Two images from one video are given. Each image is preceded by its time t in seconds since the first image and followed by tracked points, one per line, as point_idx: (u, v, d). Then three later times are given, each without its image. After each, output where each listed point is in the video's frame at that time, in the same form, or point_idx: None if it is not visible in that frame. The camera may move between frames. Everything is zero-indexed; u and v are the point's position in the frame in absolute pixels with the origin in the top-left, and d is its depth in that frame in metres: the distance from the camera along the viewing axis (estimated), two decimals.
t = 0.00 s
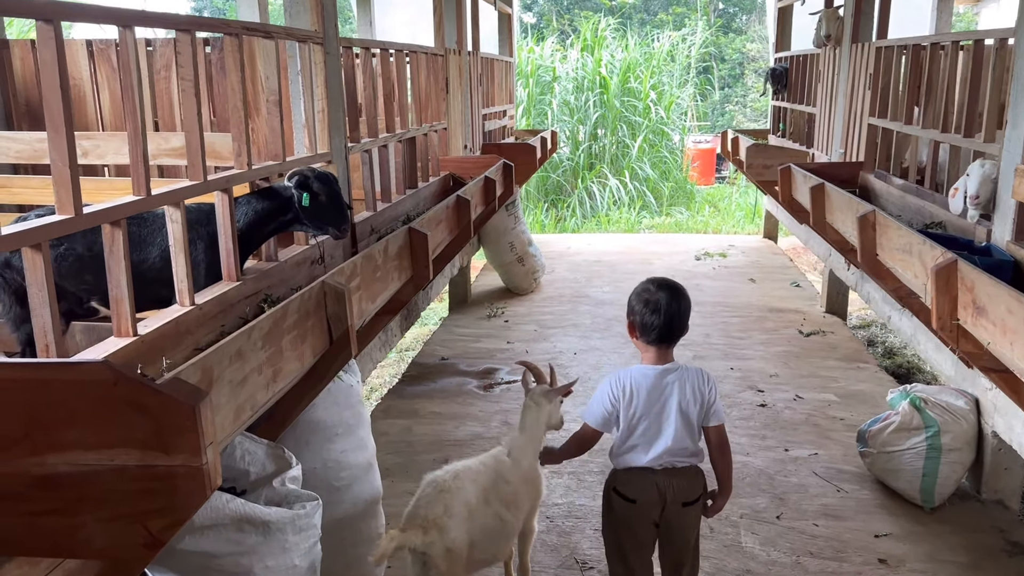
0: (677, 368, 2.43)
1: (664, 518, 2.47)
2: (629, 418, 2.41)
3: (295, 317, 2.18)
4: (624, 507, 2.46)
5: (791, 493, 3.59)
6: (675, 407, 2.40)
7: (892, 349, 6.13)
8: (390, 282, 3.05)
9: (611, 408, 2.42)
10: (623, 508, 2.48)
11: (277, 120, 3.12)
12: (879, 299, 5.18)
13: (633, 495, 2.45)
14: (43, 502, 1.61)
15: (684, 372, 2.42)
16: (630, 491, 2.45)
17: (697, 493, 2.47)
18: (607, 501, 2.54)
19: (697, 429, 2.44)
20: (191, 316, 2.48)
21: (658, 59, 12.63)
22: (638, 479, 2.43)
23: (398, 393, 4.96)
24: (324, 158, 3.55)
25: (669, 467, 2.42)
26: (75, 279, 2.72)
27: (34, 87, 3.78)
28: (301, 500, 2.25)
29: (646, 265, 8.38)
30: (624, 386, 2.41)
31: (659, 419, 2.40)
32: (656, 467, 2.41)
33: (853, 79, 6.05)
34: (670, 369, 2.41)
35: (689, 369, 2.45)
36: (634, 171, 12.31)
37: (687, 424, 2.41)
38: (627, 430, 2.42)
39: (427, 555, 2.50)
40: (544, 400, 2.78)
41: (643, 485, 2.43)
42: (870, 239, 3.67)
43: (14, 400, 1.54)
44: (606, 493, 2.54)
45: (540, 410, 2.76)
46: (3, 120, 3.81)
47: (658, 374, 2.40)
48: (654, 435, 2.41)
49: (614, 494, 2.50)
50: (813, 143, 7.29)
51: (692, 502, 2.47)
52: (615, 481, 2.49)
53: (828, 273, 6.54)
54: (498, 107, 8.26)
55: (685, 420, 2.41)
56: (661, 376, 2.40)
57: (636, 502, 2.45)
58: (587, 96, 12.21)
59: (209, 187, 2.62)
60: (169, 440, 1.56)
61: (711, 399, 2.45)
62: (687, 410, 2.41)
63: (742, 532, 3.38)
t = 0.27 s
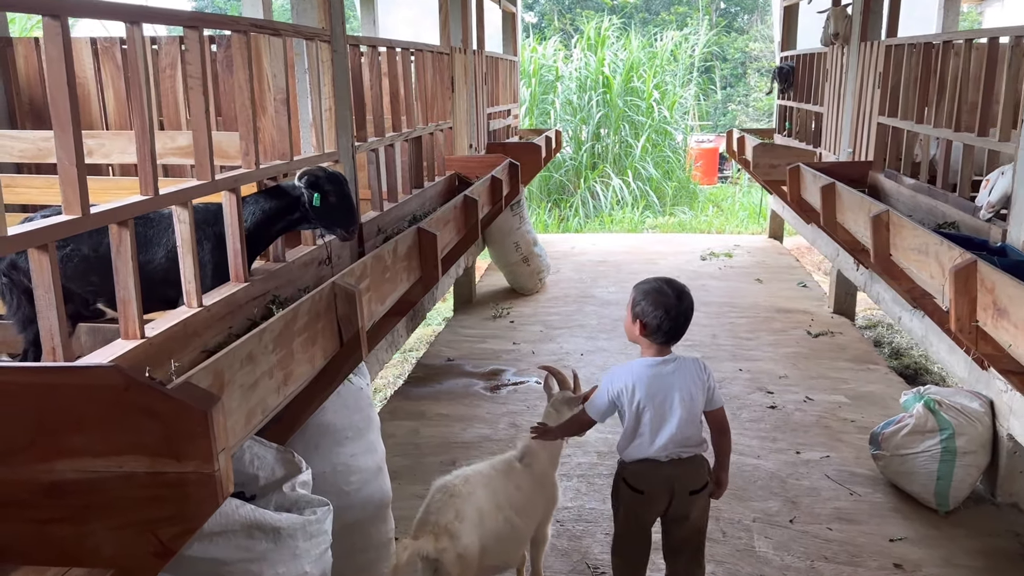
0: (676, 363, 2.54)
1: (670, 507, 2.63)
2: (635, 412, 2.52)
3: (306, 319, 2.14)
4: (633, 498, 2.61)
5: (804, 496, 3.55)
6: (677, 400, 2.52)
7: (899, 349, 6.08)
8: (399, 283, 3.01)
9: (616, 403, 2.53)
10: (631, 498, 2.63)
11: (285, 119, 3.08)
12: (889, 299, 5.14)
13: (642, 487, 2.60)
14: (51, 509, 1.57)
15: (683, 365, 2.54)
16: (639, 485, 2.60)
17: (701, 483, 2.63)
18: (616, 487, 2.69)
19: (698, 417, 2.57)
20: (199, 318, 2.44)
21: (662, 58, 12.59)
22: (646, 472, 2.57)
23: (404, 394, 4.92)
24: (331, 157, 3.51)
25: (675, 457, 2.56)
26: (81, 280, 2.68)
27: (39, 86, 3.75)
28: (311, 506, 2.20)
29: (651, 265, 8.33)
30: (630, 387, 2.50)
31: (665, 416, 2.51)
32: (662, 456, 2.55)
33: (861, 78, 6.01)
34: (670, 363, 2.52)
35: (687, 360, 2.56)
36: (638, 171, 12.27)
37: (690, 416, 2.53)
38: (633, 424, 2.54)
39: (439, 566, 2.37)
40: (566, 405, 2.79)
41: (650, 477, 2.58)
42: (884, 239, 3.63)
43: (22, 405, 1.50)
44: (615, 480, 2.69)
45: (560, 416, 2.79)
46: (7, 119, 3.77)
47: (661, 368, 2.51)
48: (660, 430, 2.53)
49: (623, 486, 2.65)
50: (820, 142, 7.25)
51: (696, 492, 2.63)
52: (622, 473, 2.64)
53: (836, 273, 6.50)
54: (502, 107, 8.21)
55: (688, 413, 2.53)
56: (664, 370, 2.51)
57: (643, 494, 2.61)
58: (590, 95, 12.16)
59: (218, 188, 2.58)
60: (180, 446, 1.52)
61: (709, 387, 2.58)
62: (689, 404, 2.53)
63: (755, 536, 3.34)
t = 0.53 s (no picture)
0: (671, 356, 2.57)
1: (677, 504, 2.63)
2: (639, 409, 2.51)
3: (307, 323, 2.10)
4: (643, 498, 2.59)
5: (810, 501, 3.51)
6: (679, 393, 2.52)
7: (904, 351, 6.04)
8: (400, 286, 2.98)
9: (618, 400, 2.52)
10: (641, 499, 2.60)
11: (285, 120, 3.05)
12: (894, 301, 5.10)
13: (651, 486, 2.58)
14: (45, 520, 1.54)
15: (678, 358, 2.57)
16: (650, 484, 2.57)
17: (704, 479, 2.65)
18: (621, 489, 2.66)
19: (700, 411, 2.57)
20: (198, 322, 2.40)
21: (664, 58, 12.55)
22: (658, 472, 2.55)
23: (406, 397, 4.89)
24: (332, 158, 3.48)
25: (683, 454, 2.55)
26: (77, 285, 2.64)
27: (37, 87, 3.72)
28: (312, 514, 2.15)
29: (653, 266, 8.30)
30: (637, 388, 2.49)
31: (675, 410, 2.51)
32: (670, 453, 2.52)
33: (865, 78, 5.97)
34: (666, 356, 2.55)
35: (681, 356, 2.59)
36: (640, 171, 12.22)
37: (693, 410, 2.54)
38: (639, 422, 2.52)
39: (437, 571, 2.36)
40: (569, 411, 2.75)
41: (661, 477, 2.56)
42: (890, 241, 3.59)
43: (15, 413, 1.47)
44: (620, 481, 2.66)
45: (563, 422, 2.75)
46: (5, 120, 3.74)
47: (659, 362, 2.53)
48: (666, 426, 2.51)
49: (632, 487, 2.61)
50: (824, 143, 7.21)
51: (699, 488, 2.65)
52: (629, 473, 2.61)
53: (839, 275, 6.46)
54: (504, 107, 8.18)
55: (693, 405, 2.54)
56: (662, 363, 2.53)
57: (653, 493, 2.58)
58: (592, 95, 12.11)
59: (217, 190, 2.54)
60: (177, 456, 1.49)
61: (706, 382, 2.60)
62: (692, 396, 2.54)
63: (761, 541, 3.31)
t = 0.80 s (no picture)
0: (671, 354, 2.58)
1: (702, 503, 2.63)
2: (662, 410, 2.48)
3: (293, 331, 2.06)
4: (681, 502, 2.54)
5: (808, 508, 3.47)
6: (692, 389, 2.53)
7: (904, 353, 5.99)
8: (393, 291, 2.93)
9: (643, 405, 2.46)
10: (677, 503, 2.55)
11: (276, 122, 3.00)
12: (895, 304, 5.05)
13: (686, 487, 2.54)
14: (19, 536, 1.49)
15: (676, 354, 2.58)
16: (685, 486, 2.54)
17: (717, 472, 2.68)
18: (650, 503, 2.58)
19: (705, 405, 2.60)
20: (184, 328, 2.36)
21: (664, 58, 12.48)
22: (685, 471, 2.53)
23: (402, 401, 4.84)
24: (325, 160, 3.43)
25: (702, 448, 2.56)
26: (63, 291, 2.60)
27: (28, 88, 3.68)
28: (298, 525, 2.11)
29: (653, 268, 8.25)
30: (659, 390, 2.46)
31: (694, 404, 2.51)
32: (693, 448, 2.53)
33: (866, 79, 5.92)
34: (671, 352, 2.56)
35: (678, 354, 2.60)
36: (640, 172, 12.17)
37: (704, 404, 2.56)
38: (662, 423, 2.49)
39: None
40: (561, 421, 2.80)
41: (691, 475, 2.54)
42: (890, 244, 3.54)
43: None
44: (647, 496, 2.58)
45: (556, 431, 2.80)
46: None
47: (669, 360, 2.53)
48: (688, 423, 2.51)
49: (664, 493, 2.56)
50: (824, 144, 7.16)
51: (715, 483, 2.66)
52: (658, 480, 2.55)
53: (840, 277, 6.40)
54: (503, 108, 8.13)
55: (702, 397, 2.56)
56: (672, 360, 2.54)
57: (689, 494, 2.55)
58: (593, 96, 12.04)
59: (205, 193, 2.50)
60: (154, 471, 1.45)
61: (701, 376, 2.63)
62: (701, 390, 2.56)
63: (759, 549, 3.26)
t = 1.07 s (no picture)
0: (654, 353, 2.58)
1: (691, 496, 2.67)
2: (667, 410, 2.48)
3: (273, 335, 2.01)
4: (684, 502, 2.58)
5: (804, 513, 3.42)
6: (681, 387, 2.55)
7: (903, 354, 5.94)
8: (380, 293, 2.89)
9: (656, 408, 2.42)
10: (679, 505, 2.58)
11: (262, 121, 2.96)
12: (893, 306, 5.00)
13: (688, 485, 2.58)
14: None
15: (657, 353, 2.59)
16: (687, 485, 2.57)
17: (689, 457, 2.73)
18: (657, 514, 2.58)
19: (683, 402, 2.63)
20: (165, 332, 2.32)
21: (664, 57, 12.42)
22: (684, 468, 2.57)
23: (395, 403, 4.80)
24: (314, 160, 3.38)
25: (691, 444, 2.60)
26: (43, 294, 2.56)
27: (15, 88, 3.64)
28: (279, 534, 2.06)
29: (651, 268, 8.19)
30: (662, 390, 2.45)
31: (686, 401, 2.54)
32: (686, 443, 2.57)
33: (865, 78, 5.86)
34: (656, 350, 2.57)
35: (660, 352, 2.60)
36: (639, 171, 12.12)
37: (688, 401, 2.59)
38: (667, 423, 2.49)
39: None
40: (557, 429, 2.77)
41: (689, 471, 2.58)
42: (887, 245, 3.49)
43: None
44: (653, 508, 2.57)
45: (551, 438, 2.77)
46: None
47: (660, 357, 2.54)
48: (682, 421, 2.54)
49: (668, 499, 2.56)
50: (823, 144, 7.11)
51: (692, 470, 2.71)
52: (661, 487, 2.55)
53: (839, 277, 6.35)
54: (500, 107, 8.09)
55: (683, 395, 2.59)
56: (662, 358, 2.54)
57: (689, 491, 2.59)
58: (592, 95, 11.98)
59: (186, 194, 2.45)
60: (120, 481, 1.39)
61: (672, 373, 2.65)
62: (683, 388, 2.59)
63: (754, 555, 3.21)
